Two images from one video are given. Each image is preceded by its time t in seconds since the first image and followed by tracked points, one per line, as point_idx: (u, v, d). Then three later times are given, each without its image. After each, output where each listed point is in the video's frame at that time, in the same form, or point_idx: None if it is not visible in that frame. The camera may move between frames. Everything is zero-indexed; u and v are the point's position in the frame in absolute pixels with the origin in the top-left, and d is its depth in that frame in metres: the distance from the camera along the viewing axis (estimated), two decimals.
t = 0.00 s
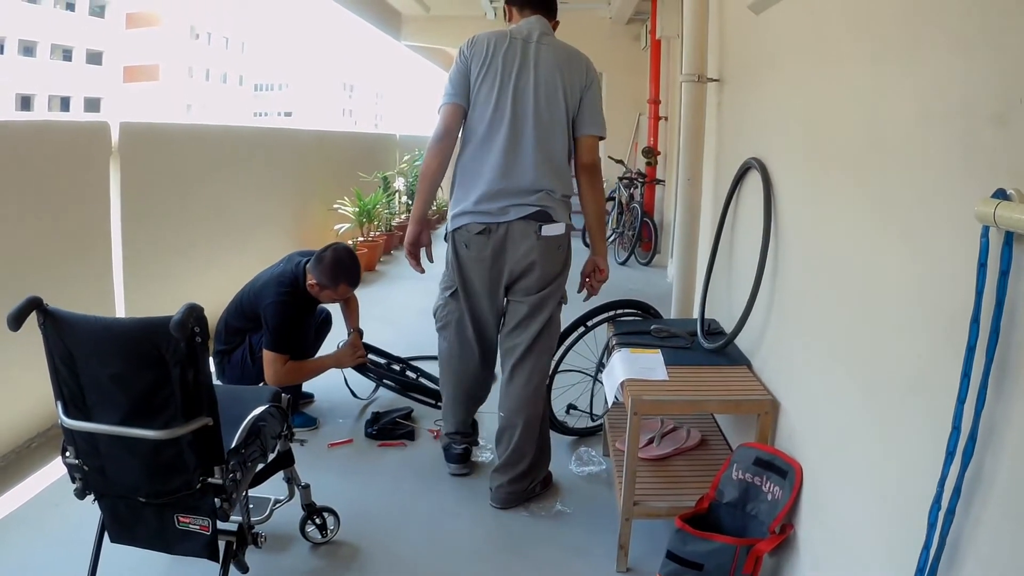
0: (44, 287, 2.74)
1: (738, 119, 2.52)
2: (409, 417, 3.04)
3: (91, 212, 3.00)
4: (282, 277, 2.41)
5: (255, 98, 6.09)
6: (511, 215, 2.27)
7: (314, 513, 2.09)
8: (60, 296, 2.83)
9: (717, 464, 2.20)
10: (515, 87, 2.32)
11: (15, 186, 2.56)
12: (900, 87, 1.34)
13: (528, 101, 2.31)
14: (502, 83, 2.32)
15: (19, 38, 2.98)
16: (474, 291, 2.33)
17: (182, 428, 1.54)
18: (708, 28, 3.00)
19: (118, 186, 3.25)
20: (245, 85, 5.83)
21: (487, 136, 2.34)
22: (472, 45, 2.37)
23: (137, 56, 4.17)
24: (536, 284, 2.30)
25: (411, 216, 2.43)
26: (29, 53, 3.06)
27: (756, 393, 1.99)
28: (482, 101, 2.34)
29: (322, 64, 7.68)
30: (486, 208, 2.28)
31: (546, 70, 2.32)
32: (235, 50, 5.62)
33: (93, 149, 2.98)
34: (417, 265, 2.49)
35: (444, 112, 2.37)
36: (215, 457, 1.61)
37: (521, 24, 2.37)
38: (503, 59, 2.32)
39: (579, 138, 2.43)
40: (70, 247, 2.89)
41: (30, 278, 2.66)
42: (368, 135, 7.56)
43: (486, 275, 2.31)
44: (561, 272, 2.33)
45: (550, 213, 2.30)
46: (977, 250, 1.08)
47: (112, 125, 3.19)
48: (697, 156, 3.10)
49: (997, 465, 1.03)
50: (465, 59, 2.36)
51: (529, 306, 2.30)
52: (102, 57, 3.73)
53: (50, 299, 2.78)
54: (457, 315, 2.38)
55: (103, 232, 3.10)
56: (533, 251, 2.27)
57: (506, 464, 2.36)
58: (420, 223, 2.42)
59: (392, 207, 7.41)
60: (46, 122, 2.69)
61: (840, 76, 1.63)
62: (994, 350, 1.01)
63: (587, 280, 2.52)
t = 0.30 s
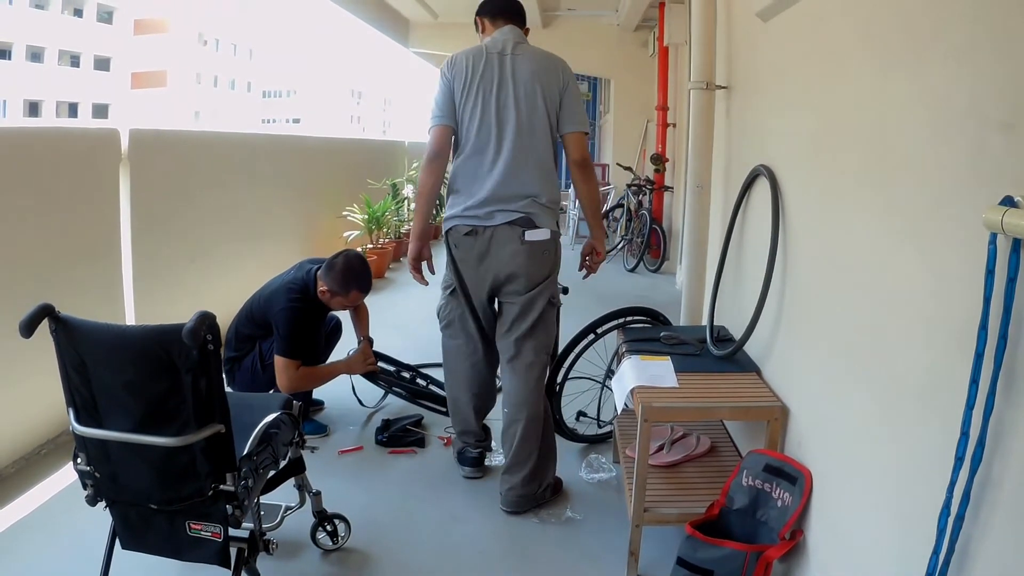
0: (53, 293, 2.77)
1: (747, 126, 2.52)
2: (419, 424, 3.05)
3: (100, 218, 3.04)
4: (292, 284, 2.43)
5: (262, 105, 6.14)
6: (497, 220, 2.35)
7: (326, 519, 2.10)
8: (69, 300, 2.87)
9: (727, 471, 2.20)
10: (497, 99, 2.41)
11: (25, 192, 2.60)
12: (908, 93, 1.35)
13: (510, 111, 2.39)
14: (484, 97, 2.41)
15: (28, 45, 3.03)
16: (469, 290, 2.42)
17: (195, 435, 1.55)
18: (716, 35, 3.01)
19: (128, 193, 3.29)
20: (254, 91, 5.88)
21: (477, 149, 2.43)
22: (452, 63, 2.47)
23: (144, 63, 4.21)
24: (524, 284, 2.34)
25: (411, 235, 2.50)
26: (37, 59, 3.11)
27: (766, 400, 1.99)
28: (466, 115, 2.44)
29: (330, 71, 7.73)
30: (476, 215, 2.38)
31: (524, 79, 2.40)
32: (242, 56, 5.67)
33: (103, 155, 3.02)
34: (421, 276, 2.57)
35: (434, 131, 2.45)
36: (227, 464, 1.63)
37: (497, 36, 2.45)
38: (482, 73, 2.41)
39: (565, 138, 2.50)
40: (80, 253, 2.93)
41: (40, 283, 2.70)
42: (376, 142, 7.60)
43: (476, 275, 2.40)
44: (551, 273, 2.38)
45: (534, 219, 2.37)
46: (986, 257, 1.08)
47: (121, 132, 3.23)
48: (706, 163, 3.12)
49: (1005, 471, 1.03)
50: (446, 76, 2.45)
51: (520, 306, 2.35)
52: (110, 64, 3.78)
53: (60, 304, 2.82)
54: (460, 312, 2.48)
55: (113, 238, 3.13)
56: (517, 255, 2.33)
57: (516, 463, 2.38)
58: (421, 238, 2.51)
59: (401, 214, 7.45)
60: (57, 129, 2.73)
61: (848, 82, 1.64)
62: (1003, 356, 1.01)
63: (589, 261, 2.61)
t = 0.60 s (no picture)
0: (60, 301, 2.80)
1: (751, 133, 2.53)
2: (425, 432, 3.05)
3: (106, 226, 3.06)
4: (298, 292, 2.45)
5: (268, 113, 6.18)
6: (499, 227, 2.49)
7: (332, 528, 2.10)
8: (76, 307, 2.89)
9: (733, 478, 2.20)
10: (484, 109, 2.55)
11: (32, 200, 2.63)
12: (910, 97, 1.35)
13: (497, 120, 2.54)
14: (471, 108, 2.55)
15: (34, 53, 3.07)
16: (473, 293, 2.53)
17: (201, 444, 1.56)
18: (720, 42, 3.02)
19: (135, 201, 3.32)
20: (259, 100, 5.92)
21: (468, 157, 2.56)
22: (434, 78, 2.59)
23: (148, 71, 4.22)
24: (526, 281, 2.51)
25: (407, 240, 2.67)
26: (42, 68, 3.15)
27: (771, 407, 1.99)
28: (453, 127, 2.57)
29: (336, 80, 7.78)
30: (476, 220, 2.50)
31: (507, 89, 2.56)
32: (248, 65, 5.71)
33: (108, 163, 3.05)
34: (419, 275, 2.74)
35: (422, 144, 2.58)
36: (234, 472, 1.63)
37: (476, 50, 2.59)
38: (467, 86, 2.55)
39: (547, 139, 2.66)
40: (86, 260, 2.95)
41: (46, 290, 2.72)
42: (381, 150, 7.63)
43: (479, 277, 2.51)
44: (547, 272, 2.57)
45: (533, 223, 2.53)
46: (990, 263, 1.08)
47: (128, 141, 3.27)
48: (711, 170, 3.12)
49: (1009, 475, 1.03)
50: (430, 90, 2.58)
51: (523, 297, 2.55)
52: (115, 72, 3.82)
53: (67, 311, 2.85)
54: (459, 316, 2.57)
55: (119, 246, 3.16)
56: (518, 257, 2.49)
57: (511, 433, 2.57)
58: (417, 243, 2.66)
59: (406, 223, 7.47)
60: (62, 137, 2.76)
61: (851, 87, 1.65)
62: (1006, 361, 1.01)
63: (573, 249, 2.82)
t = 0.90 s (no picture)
0: (60, 304, 2.80)
1: (752, 135, 2.52)
2: (426, 435, 3.05)
3: (108, 228, 3.07)
4: (300, 294, 2.45)
5: (269, 116, 6.19)
6: (505, 228, 2.57)
7: (332, 530, 2.10)
8: (77, 309, 2.89)
9: (734, 480, 2.19)
10: (488, 114, 2.58)
11: (34, 202, 2.63)
12: (912, 98, 1.35)
13: (501, 126, 2.59)
14: (476, 114, 2.58)
15: (35, 57, 3.07)
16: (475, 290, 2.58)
17: (201, 446, 1.56)
18: (721, 44, 3.02)
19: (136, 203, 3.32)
20: (260, 103, 5.92)
21: (470, 161, 2.58)
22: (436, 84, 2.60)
23: (152, 75, 4.28)
24: (526, 278, 2.66)
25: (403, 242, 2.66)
26: (44, 71, 3.16)
27: (772, 409, 1.99)
28: (456, 132, 2.58)
29: (337, 83, 7.78)
30: (482, 222, 2.55)
31: (509, 96, 2.61)
32: (250, 68, 5.72)
33: (109, 165, 3.05)
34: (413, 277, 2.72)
35: (425, 146, 2.57)
36: (233, 474, 1.63)
37: (476, 59, 2.64)
38: (471, 93, 2.58)
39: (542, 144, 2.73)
40: (88, 262, 2.95)
41: (48, 292, 2.73)
42: (382, 153, 7.63)
43: (486, 276, 2.58)
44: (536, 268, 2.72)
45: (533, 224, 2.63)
46: (989, 264, 1.08)
47: (130, 144, 3.26)
48: (712, 173, 3.11)
49: (1010, 477, 1.02)
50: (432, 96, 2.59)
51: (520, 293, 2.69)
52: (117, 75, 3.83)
53: (69, 313, 2.85)
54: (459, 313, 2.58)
55: (120, 249, 3.16)
56: (523, 254, 2.61)
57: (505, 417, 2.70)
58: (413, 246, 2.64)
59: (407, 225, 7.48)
60: (64, 139, 2.76)
61: (852, 88, 1.64)
62: (1006, 362, 1.01)
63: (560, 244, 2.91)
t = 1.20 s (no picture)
0: (59, 303, 2.79)
1: (750, 135, 2.52)
2: (423, 434, 3.04)
3: (106, 228, 3.06)
4: (299, 294, 2.44)
5: (267, 116, 6.18)
6: (521, 226, 2.82)
7: (329, 530, 2.09)
8: (76, 309, 2.89)
9: (731, 480, 2.19)
10: (509, 122, 2.81)
11: (32, 202, 2.62)
12: (911, 97, 1.35)
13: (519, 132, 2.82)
14: (499, 121, 2.78)
15: (35, 56, 3.07)
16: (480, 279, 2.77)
17: (197, 445, 1.55)
18: (718, 43, 3.02)
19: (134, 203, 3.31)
20: (259, 102, 5.91)
21: (493, 163, 2.77)
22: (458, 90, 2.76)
23: (152, 75, 4.27)
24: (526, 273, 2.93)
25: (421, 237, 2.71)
26: (42, 71, 3.15)
27: (770, 409, 1.98)
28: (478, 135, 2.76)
29: (336, 83, 7.77)
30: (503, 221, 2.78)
31: (524, 107, 2.87)
32: (248, 67, 5.70)
33: (108, 165, 3.04)
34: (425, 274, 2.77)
35: (451, 146, 2.69)
36: (230, 474, 1.62)
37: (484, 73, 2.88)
38: (493, 102, 2.78)
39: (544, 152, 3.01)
40: (86, 262, 2.94)
41: (46, 292, 2.72)
42: (380, 153, 7.62)
43: (496, 269, 2.80)
44: (528, 264, 2.98)
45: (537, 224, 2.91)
46: (988, 264, 1.08)
47: (128, 143, 3.26)
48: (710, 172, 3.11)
49: (1010, 476, 1.02)
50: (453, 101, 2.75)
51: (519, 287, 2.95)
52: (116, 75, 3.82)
53: (68, 313, 2.84)
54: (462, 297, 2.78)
55: (118, 248, 3.15)
56: (529, 251, 2.88)
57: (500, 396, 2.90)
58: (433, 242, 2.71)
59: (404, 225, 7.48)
60: (63, 139, 2.75)
61: (851, 88, 1.64)
62: (1004, 362, 1.01)
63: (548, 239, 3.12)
